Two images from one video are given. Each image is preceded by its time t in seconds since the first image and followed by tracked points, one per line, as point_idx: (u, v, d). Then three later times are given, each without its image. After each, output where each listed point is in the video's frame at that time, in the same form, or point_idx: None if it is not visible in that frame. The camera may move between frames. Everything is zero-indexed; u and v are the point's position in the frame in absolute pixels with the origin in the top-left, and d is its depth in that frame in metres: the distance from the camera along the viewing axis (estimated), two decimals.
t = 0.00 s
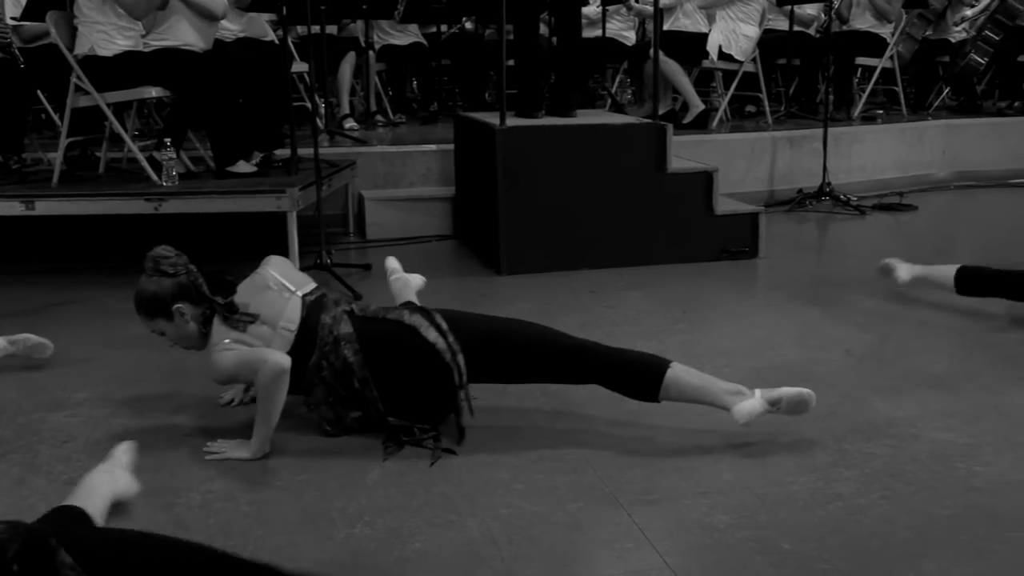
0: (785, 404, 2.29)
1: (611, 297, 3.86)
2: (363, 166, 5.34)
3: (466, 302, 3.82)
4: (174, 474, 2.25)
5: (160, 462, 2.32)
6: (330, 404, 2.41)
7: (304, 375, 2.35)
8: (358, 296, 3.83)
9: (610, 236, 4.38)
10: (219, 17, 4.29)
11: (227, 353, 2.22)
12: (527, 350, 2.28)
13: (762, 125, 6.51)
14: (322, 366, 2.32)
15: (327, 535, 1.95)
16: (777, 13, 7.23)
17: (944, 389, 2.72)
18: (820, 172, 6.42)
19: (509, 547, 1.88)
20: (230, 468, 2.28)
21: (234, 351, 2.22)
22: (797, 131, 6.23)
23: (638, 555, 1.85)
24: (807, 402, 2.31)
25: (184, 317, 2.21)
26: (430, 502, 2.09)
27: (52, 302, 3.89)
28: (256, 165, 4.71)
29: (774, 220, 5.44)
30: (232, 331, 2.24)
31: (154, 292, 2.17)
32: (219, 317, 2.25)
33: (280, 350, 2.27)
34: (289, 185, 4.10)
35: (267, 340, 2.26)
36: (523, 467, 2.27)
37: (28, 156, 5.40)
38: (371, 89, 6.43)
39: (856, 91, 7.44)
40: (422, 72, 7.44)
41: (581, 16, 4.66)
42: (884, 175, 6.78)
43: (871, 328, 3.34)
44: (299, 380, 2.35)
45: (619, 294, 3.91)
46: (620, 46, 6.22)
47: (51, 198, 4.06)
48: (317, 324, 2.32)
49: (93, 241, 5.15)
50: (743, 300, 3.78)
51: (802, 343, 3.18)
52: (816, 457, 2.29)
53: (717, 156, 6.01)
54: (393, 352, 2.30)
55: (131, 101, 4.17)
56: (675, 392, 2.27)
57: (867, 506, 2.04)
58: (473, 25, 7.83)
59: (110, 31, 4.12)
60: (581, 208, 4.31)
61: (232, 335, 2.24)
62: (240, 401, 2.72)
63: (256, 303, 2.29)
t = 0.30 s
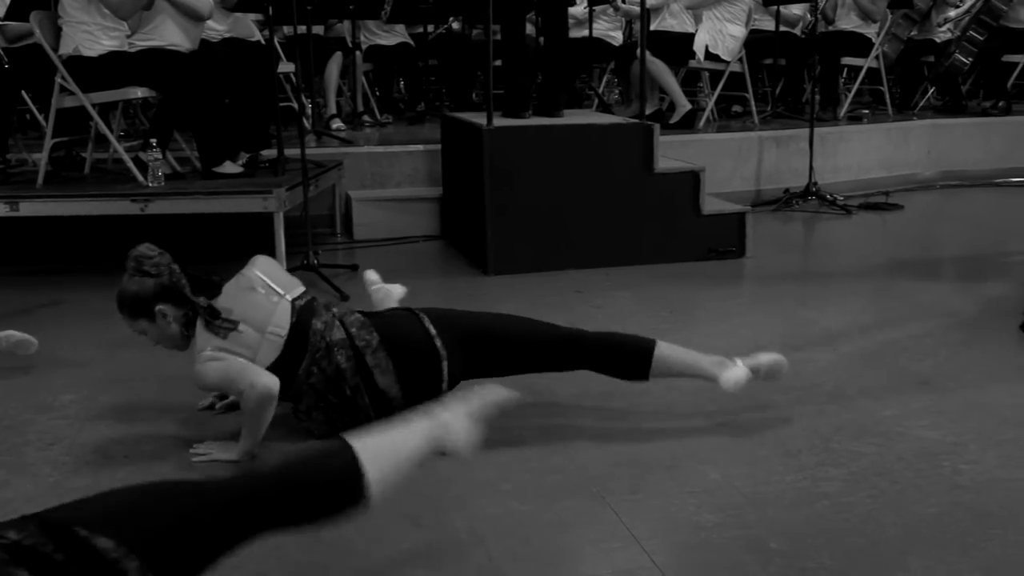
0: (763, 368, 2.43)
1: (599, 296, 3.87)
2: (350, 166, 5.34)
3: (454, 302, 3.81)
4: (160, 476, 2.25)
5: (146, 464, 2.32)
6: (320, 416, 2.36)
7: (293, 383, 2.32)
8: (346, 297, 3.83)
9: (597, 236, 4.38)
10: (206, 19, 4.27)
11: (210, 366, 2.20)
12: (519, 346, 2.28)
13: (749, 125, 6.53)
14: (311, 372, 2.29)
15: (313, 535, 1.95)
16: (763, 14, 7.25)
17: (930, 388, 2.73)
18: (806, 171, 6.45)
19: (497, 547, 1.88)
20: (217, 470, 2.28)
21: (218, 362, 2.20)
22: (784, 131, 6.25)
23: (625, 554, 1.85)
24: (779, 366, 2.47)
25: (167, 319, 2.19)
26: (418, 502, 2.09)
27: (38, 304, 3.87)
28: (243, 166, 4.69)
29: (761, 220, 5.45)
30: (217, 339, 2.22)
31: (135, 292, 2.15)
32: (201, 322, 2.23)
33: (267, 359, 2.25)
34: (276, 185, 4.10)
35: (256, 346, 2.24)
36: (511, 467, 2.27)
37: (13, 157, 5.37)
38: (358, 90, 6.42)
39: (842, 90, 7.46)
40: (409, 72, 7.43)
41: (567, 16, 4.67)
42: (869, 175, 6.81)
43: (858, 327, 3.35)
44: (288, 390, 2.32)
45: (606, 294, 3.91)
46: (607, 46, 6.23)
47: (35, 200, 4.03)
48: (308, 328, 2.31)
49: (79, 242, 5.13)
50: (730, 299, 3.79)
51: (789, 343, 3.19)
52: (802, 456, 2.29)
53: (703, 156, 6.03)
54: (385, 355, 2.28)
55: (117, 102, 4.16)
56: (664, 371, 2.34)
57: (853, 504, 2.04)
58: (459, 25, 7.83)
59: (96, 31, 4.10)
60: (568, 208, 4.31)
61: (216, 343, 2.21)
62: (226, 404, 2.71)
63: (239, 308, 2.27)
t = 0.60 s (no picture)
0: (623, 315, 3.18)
1: (585, 296, 3.88)
2: (336, 167, 5.34)
3: (439, 302, 3.81)
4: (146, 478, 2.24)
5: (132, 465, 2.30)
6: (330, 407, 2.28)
7: (320, 366, 2.22)
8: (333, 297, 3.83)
9: (583, 236, 4.39)
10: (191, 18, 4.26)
11: (239, 319, 2.02)
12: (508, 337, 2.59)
13: (733, 125, 6.55)
14: (348, 359, 2.22)
15: (299, 538, 1.94)
16: (748, 14, 7.27)
17: (913, 386, 2.75)
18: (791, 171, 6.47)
19: (484, 547, 1.88)
20: (203, 471, 2.27)
21: (247, 318, 2.02)
22: (768, 131, 6.27)
23: (612, 554, 1.85)
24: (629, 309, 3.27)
25: (210, 255, 2.00)
26: (405, 503, 2.08)
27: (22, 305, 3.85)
28: (228, 167, 4.67)
29: (746, 219, 5.47)
30: (255, 292, 2.03)
31: (187, 208, 1.97)
32: (240, 267, 2.04)
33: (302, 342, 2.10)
34: (261, 186, 4.09)
35: (299, 320, 2.11)
36: (497, 467, 2.27)
37: None
38: (344, 90, 6.41)
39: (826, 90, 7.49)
40: (394, 72, 7.43)
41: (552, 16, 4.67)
42: (853, 174, 6.84)
43: (843, 326, 3.36)
44: (314, 372, 2.21)
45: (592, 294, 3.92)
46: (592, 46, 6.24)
47: (18, 200, 4.01)
48: (356, 317, 2.23)
49: (61, 244, 5.10)
50: (715, 299, 3.80)
51: (775, 342, 3.20)
52: (787, 454, 2.30)
53: (689, 156, 6.04)
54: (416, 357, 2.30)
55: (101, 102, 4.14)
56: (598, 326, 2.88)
57: (838, 502, 2.05)
58: (444, 24, 7.83)
59: (79, 31, 4.10)
60: (553, 209, 4.31)
61: (250, 297, 2.03)
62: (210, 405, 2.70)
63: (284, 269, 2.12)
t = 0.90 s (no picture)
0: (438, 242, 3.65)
1: (572, 296, 3.88)
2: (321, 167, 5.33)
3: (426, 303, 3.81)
4: (132, 479, 2.23)
5: (118, 467, 2.29)
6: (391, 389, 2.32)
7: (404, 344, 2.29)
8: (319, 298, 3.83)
9: (569, 236, 4.40)
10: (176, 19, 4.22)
11: (346, 283, 2.08)
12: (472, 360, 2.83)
13: (719, 125, 6.56)
14: (427, 346, 2.34)
15: (286, 539, 1.93)
16: (733, 14, 7.29)
17: (898, 384, 2.76)
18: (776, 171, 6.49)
19: (471, 548, 1.88)
20: (189, 472, 2.26)
21: (355, 287, 2.10)
22: (754, 131, 6.29)
23: (599, 554, 1.86)
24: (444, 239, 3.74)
25: (312, 208, 2.06)
26: (392, 503, 2.08)
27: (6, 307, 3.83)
28: (213, 168, 4.65)
29: (732, 219, 5.48)
30: (364, 261, 2.11)
31: (299, 160, 2.02)
32: (352, 233, 2.11)
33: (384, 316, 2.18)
34: (247, 187, 4.07)
35: (397, 299, 2.23)
36: (484, 468, 2.26)
37: None
38: (329, 90, 6.40)
39: (811, 90, 7.52)
40: (380, 72, 7.42)
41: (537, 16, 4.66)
42: (838, 174, 6.87)
43: (829, 325, 3.37)
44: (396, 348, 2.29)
45: (579, 294, 3.92)
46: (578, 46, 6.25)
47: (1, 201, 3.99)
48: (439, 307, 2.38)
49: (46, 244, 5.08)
50: (701, 298, 3.80)
51: (761, 341, 3.20)
52: (773, 453, 2.31)
53: (675, 156, 6.06)
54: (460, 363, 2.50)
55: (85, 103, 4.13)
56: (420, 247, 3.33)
57: (824, 501, 2.06)
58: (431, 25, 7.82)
59: (63, 31, 4.08)
60: (539, 209, 4.31)
61: (361, 265, 2.10)
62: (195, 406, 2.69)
63: (384, 245, 2.21)
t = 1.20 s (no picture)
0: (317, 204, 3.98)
1: (558, 296, 3.88)
2: (308, 168, 5.31)
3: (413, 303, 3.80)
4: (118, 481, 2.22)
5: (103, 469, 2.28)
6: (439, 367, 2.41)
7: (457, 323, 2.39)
8: (305, 299, 3.83)
9: (556, 237, 4.40)
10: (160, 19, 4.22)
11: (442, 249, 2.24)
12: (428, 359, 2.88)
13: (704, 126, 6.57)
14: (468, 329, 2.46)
15: (274, 540, 1.93)
16: (719, 14, 7.31)
17: (884, 383, 2.77)
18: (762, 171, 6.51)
19: (457, 548, 1.88)
20: (176, 474, 2.25)
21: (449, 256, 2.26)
22: (739, 131, 6.31)
23: (586, 553, 1.86)
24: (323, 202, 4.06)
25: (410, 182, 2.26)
26: (379, 504, 2.08)
27: None
28: (199, 169, 4.63)
29: (719, 219, 5.49)
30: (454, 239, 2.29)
31: (407, 139, 2.23)
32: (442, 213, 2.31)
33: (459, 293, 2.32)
34: (233, 188, 4.06)
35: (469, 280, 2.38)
36: (471, 468, 2.26)
37: None
38: (315, 91, 6.38)
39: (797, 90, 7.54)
40: (366, 73, 7.40)
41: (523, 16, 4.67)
42: (824, 173, 6.89)
43: (815, 324, 3.38)
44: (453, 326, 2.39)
45: (565, 294, 3.93)
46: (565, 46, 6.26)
47: None
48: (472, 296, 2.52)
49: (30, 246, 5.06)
50: (688, 298, 3.81)
51: (747, 340, 3.21)
52: (760, 453, 2.32)
53: (661, 157, 6.07)
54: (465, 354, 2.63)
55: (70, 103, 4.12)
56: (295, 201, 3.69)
57: (810, 500, 2.07)
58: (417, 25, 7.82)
59: (46, 31, 4.09)
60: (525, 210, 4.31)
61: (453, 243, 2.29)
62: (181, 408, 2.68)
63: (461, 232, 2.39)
